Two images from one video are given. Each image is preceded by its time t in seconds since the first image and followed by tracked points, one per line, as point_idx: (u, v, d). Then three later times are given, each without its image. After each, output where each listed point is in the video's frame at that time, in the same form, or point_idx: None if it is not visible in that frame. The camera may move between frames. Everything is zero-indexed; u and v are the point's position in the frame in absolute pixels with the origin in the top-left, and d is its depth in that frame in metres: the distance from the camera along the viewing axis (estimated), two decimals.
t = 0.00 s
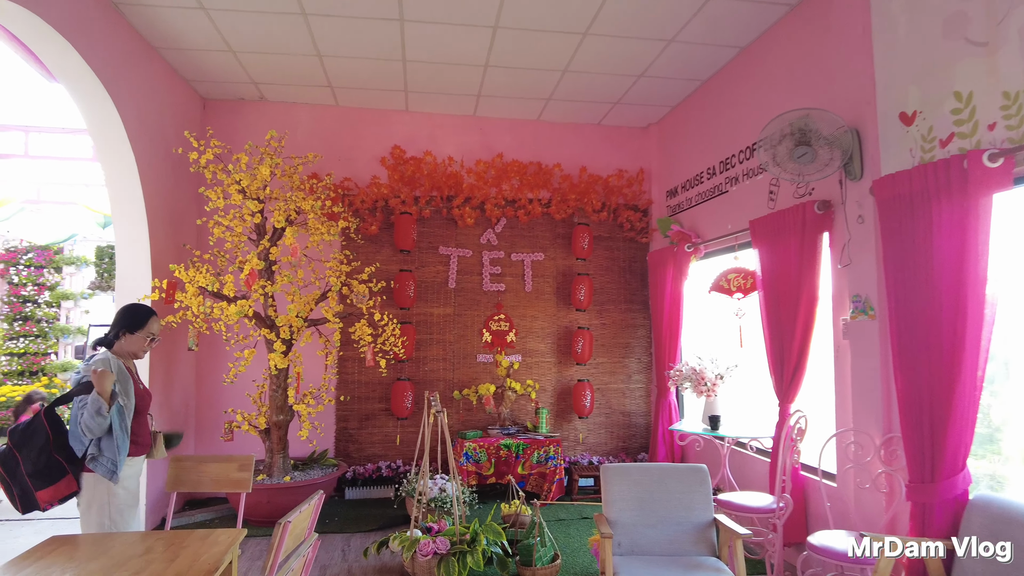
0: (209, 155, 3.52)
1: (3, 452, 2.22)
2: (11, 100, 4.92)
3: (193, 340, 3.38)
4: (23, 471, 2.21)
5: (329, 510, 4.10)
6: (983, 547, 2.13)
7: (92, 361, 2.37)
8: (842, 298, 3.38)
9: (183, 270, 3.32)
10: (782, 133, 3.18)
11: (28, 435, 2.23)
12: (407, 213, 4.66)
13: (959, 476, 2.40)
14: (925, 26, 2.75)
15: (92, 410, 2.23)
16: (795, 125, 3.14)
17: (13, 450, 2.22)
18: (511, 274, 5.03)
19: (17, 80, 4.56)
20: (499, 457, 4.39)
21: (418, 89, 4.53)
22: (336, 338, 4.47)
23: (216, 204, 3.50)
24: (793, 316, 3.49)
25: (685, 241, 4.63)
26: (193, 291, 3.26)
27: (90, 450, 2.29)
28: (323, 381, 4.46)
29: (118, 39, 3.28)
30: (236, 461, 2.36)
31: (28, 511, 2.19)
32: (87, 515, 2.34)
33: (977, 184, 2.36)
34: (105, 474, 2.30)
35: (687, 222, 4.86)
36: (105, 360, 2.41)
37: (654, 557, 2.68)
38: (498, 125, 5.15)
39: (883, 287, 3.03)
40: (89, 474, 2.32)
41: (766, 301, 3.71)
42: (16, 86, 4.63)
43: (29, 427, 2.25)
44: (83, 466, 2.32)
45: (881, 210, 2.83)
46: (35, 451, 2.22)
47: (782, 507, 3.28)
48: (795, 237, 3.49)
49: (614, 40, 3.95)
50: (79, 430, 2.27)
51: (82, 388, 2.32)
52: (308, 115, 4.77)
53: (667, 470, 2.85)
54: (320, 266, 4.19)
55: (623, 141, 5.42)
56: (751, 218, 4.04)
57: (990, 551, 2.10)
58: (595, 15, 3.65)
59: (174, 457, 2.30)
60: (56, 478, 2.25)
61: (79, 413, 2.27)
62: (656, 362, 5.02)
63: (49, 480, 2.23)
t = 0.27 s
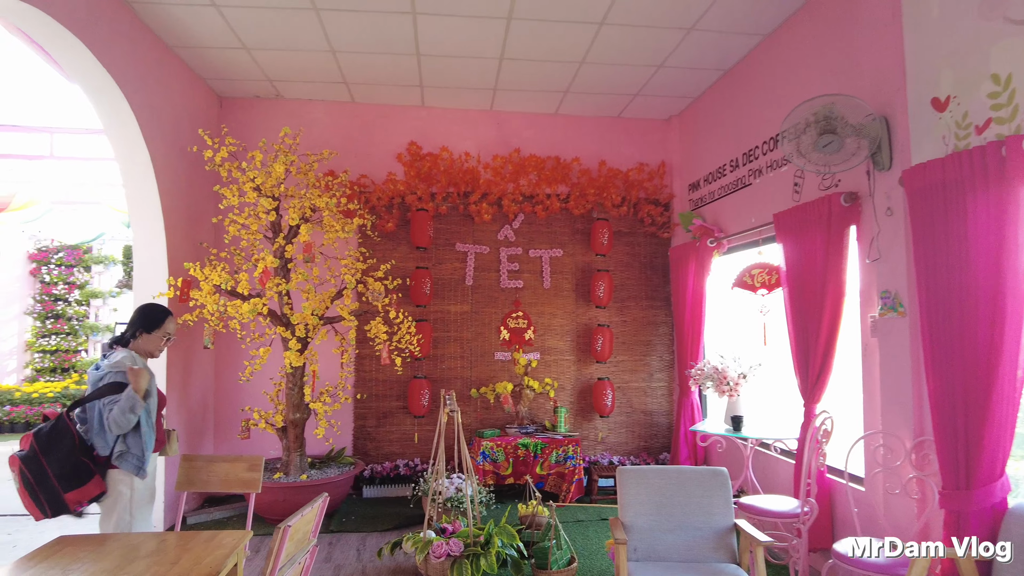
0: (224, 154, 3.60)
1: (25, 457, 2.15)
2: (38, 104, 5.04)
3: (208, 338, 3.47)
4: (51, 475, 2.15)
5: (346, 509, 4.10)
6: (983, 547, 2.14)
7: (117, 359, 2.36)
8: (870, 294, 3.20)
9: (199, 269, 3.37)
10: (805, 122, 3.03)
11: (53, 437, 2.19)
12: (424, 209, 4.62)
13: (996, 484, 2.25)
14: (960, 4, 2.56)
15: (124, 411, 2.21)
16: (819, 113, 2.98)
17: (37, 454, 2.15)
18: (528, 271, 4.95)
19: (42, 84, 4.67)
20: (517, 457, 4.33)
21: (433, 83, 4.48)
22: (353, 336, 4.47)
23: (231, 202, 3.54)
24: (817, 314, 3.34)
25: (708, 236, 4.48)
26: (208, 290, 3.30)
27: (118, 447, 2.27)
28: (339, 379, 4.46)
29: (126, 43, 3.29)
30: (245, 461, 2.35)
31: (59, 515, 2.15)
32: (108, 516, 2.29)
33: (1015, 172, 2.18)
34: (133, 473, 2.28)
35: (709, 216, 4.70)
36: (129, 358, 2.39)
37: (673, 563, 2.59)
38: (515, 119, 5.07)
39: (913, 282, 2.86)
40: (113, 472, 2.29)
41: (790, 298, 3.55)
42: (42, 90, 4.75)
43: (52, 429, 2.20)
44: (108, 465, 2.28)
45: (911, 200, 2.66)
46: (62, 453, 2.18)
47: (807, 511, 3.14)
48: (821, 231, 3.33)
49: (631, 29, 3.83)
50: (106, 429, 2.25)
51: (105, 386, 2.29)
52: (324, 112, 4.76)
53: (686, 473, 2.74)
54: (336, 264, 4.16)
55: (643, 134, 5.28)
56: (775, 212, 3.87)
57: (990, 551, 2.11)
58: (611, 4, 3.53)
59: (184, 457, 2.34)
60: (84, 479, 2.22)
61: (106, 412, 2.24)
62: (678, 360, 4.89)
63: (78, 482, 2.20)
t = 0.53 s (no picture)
0: (241, 151, 3.63)
1: (57, 466, 2.02)
2: (62, 106, 5.14)
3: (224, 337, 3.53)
4: (90, 479, 2.08)
5: (363, 508, 4.10)
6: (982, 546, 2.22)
7: (147, 355, 2.36)
8: (900, 291, 3.01)
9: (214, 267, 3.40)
10: (831, 113, 2.88)
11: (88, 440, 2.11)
12: (440, 206, 4.57)
13: None
14: None
15: (167, 410, 2.24)
16: (846, 103, 2.82)
17: (75, 460, 2.06)
18: (547, 268, 4.88)
19: (66, 85, 4.76)
20: (535, 457, 4.25)
21: (449, 78, 4.42)
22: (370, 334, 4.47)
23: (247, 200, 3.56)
24: (845, 312, 3.18)
25: (731, 232, 4.33)
26: (224, 287, 3.33)
27: (151, 441, 2.29)
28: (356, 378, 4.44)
29: (137, 42, 3.29)
30: (257, 460, 2.37)
31: (104, 517, 2.10)
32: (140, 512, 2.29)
33: None
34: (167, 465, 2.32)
35: (733, 212, 4.56)
36: (159, 354, 2.40)
37: (694, 569, 2.49)
38: (533, 114, 4.99)
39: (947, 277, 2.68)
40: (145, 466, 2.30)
41: (817, 295, 3.40)
42: (66, 91, 4.84)
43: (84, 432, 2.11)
44: (141, 460, 2.29)
45: (946, 192, 2.51)
46: (98, 456, 2.12)
47: (835, 517, 2.98)
48: (849, 225, 3.17)
49: (650, 20, 3.71)
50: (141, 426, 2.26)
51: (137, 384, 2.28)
52: (341, 109, 4.75)
53: (706, 476, 2.64)
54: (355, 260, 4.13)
55: (665, 128, 5.15)
56: (802, 206, 3.71)
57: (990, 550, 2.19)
58: None
59: (198, 455, 2.37)
60: (121, 478, 2.18)
61: (141, 411, 2.23)
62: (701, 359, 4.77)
63: (121, 482, 2.17)
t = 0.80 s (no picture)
0: (252, 146, 3.61)
1: (87, 494, 1.94)
2: (77, 103, 5.17)
3: (235, 333, 3.56)
4: (121, 502, 2.02)
5: (375, 507, 4.07)
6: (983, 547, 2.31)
7: (172, 349, 2.30)
8: (931, 286, 2.80)
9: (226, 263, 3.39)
10: (858, 100, 2.76)
11: (114, 461, 2.03)
12: (453, 202, 4.50)
13: None
14: None
15: (197, 417, 2.21)
16: (874, 90, 2.69)
17: (106, 484, 1.98)
18: (561, 264, 4.79)
19: (79, 81, 4.77)
20: (550, 457, 4.17)
21: (462, 71, 4.35)
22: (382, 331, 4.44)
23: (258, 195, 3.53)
24: (871, 308, 2.97)
25: (751, 227, 4.18)
26: (235, 283, 3.32)
27: (176, 436, 2.26)
28: (368, 375, 4.40)
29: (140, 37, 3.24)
30: (265, 459, 2.39)
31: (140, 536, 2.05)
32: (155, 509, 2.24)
33: None
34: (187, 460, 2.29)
35: (752, 207, 4.42)
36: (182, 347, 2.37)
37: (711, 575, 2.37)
38: (547, 107, 4.89)
39: (983, 271, 2.48)
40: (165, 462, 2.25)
41: (840, 290, 3.19)
42: (79, 87, 4.85)
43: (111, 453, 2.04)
44: (159, 458, 2.24)
45: (982, 181, 2.35)
46: (127, 475, 2.05)
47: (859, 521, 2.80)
48: (875, 217, 2.96)
49: (666, 9, 3.60)
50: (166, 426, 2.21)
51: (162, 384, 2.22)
52: (353, 103, 4.71)
53: (727, 477, 2.52)
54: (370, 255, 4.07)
55: (682, 121, 5.02)
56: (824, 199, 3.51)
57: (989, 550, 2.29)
58: None
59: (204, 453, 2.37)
60: (151, 496, 2.11)
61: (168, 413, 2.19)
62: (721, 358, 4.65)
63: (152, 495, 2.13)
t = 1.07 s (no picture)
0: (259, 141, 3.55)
1: (143, 503, 1.84)
2: (85, 99, 5.14)
3: (241, 331, 3.53)
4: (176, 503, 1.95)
5: (384, 509, 4.00)
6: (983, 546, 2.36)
7: (179, 347, 2.22)
8: (961, 285, 2.61)
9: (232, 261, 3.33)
10: (885, 91, 2.60)
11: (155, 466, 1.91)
12: (463, 198, 4.41)
13: None
14: None
15: (212, 409, 2.15)
16: (903, 79, 2.53)
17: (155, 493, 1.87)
18: (573, 262, 4.69)
19: (86, 77, 4.74)
20: (562, 458, 4.08)
21: (472, 64, 4.27)
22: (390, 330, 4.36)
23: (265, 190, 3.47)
24: (897, 308, 2.78)
25: (769, 223, 4.04)
26: (240, 280, 3.25)
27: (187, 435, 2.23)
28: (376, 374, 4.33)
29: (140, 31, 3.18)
30: (269, 461, 2.33)
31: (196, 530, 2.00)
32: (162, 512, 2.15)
33: None
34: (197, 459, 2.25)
35: (769, 203, 4.29)
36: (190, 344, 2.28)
37: None
38: (559, 102, 4.79)
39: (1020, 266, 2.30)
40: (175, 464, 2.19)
41: (865, 290, 2.99)
42: (86, 83, 4.82)
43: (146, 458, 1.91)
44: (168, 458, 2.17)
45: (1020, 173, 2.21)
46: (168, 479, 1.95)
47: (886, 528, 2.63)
48: (902, 212, 2.77)
49: None
50: (178, 425, 2.16)
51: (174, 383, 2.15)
52: (361, 98, 4.63)
53: (749, 481, 2.33)
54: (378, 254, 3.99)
55: (697, 116, 4.89)
56: (849, 192, 3.33)
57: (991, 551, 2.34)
58: None
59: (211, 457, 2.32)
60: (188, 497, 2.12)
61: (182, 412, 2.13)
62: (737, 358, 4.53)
63: (185, 499, 2.11)
